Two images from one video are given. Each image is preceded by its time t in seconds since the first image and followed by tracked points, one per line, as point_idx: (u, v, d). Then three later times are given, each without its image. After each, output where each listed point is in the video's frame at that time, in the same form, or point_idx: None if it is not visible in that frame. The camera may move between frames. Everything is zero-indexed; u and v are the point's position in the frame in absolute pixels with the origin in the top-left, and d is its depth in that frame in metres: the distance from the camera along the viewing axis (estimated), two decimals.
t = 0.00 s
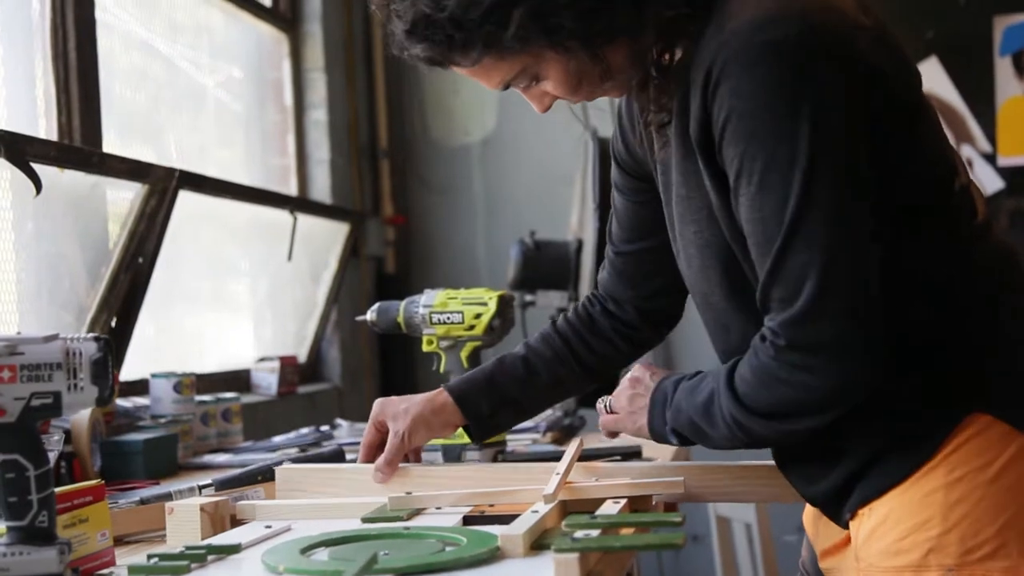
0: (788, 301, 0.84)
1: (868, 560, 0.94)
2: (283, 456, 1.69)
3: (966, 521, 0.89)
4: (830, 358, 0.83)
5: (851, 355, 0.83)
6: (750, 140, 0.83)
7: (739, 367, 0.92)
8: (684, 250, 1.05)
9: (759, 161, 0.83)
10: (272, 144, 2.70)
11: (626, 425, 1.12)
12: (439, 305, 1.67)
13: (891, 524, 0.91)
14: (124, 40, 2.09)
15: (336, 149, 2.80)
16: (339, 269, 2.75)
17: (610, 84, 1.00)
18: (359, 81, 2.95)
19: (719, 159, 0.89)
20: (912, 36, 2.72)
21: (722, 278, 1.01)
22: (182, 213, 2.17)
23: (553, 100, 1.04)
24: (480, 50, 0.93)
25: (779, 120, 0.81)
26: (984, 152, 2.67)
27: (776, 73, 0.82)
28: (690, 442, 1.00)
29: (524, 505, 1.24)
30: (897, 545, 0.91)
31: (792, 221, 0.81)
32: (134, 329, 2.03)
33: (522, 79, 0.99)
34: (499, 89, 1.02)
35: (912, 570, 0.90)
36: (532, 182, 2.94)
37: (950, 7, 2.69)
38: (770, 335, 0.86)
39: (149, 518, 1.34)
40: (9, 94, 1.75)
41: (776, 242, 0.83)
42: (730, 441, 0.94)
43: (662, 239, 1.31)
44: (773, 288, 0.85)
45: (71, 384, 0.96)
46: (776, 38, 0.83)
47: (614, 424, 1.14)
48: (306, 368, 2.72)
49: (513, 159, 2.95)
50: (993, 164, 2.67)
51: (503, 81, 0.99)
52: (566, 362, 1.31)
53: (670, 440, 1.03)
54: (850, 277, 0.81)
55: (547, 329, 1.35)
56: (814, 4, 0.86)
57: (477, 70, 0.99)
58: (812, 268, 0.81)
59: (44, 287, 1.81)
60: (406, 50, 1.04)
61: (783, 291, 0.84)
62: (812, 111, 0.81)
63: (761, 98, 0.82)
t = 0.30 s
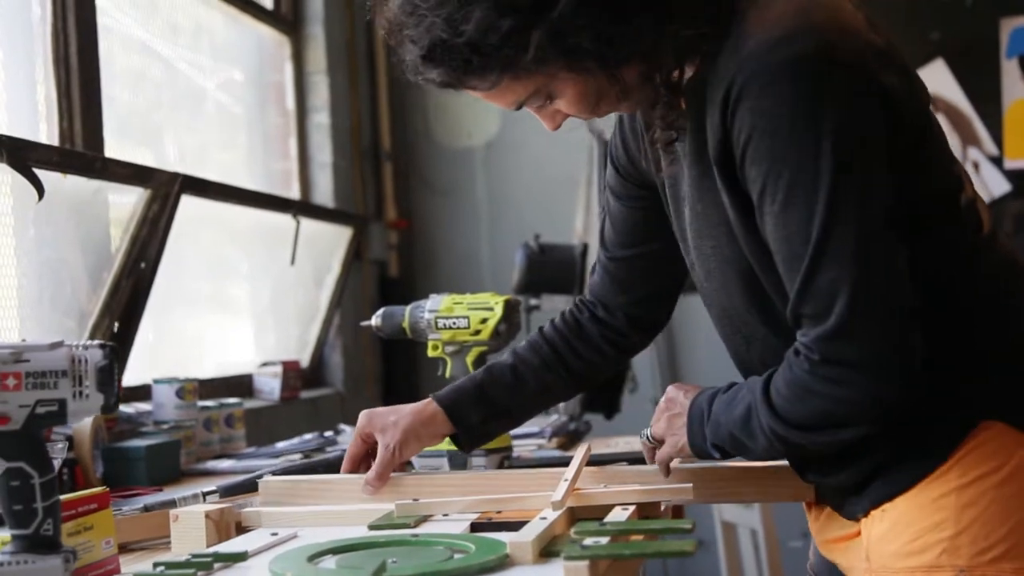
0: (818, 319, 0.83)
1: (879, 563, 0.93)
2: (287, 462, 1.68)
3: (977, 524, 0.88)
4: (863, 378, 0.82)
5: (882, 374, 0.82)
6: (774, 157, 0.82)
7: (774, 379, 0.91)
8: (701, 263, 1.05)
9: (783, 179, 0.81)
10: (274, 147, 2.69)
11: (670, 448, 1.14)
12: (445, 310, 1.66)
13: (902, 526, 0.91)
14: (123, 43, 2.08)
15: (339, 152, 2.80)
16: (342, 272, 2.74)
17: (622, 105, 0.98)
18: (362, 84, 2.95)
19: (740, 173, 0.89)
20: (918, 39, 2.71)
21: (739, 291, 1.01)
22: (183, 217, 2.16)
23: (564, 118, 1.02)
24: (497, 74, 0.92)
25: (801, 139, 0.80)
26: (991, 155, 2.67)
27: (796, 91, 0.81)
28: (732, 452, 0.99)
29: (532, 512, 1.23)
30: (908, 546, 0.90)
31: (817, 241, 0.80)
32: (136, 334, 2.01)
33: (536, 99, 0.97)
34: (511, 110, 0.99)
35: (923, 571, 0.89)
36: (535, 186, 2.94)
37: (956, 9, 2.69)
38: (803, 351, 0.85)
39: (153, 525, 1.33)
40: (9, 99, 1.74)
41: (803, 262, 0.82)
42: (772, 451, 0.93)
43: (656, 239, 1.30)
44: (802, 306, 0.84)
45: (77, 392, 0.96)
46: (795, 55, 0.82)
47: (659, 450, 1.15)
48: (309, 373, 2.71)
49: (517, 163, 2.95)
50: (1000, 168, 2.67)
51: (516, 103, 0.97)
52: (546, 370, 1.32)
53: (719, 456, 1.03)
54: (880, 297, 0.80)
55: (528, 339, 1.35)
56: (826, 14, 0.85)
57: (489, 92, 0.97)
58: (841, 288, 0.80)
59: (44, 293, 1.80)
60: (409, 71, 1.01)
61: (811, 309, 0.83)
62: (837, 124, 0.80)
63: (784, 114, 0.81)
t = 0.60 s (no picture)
0: (875, 311, 0.90)
1: (910, 556, 1.03)
2: (292, 467, 1.67)
3: (1005, 515, 0.97)
4: (915, 364, 0.89)
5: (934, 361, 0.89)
6: (829, 165, 0.89)
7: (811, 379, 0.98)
8: (725, 277, 1.11)
9: (839, 180, 0.89)
10: (279, 150, 2.69)
11: (674, 463, 1.15)
12: (452, 314, 1.65)
13: (936, 520, 1.00)
14: (128, 46, 2.07)
15: (344, 155, 2.79)
16: (347, 276, 2.74)
17: (650, 122, 1.02)
18: (366, 88, 2.95)
19: (788, 183, 0.96)
20: (925, 41, 2.71)
21: (762, 303, 1.08)
22: (187, 220, 2.16)
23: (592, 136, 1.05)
24: (540, 93, 0.95)
25: (852, 141, 0.88)
26: (998, 158, 2.67)
27: (846, 97, 0.89)
28: (751, 466, 1.04)
29: (541, 516, 1.22)
30: (942, 539, 0.99)
31: (874, 236, 0.87)
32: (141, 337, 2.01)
33: (569, 120, 1.00)
34: (544, 129, 1.02)
35: (959, 561, 0.98)
36: (539, 189, 2.92)
37: (962, 12, 2.68)
38: (855, 346, 0.92)
39: (158, 530, 1.32)
40: (15, 103, 1.74)
41: (861, 260, 0.89)
42: (802, 453, 0.98)
43: (659, 268, 1.32)
44: (857, 303, 0.90)
45: (86, 396, 0.94)
46: (840, 66, 0.91)
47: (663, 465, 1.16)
48: (313, 377, 2.70)
49: (522, 166, 2.94)
50: (1007, 170, 2.66)
51: (549, 123, 1.00)
52: (547, 387, 1.32)
53: (727, 471, 1.07)
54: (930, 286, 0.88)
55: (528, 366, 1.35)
56: (864, 39, 0.94)
57: (524, 112, 1.00)
58: (898, 279, 0.88)
59: (49, 297, 1.79)
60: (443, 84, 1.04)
61: (870, 303, 0.89)
62: (886, 135, 0.88)
63: (838, 125, 0.89)
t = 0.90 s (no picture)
0: (936, 283, 0.92)
1: (940, 538, 1.05)
2: (296, 470, 1.67)
3: None
4: (970, 336, 0.92)
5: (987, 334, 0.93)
6: (897, 141, 0.93)
7: (854, 356, 0.99)
8: (764, 262, 1.13)
9: (908, 155, 0.93)
10: (283, 153, 2.69)
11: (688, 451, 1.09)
12: (457, 317, 1.65)
13: (968, 503, 1.03)
14: (132, 49, 2.08)
15: (348, 158, 2.79)
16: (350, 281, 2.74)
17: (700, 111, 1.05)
18: (370, 91, 2.95)
19: (852, 162, 1.00)
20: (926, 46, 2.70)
21: (801, 287, 1.09)
22: (191, 223, 2.16)
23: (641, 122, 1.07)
24: (598, 69, 0.98)
25: (923, 118, 0.92)
26: (998, 163, 2.67)
27: (916, 77, 0.94)
28: (775, 453, 1.02)
29: (545, 519, 1.22)
30: (974, 522, 1.03)
31: (944, 207, 0.91)
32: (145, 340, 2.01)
33: (618, 102, 1.02)
34: (594, 111, 1.05)
35: (991, 544, 1.02)
36: (543, 193, 2.93)
37: (962, 17, 2.68)
38: (908, 317, 0.94)
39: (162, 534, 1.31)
40: (19, 106, 1.74)
41: (923, 235, 0.92)
42: (840, 427, 0.98)
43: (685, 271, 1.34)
44: (917, 274, 0.93)
45: (91, 398, 0.94)
46: (912, 49, 0.96)
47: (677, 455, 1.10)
48: (317, 381, 2.70)
49: (526, 170, 2.94)
50: (1007, 175, 2.66)
51: (600, 103, 1.03)
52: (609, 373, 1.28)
53: (747, 457, 1.03)
54: (986, 262, 0.92)
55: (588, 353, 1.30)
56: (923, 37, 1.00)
57: (576, 89, 1.02)
58: (961, 252, 0.91)
59: (54, 300, 1.79)
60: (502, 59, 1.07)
61: (931, 274, 0.92)
62: (948, 119, 0.93)
63: (908, 103, 0.93)
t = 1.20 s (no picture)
0: (951, 265, 0.95)
1: (959, 549, 1.08)
2: (296, 473, 1.68)
3: None
4: (979, 321, 0.95)
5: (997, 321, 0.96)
6: (936, 117, 0.96)
7: (857, 338, 1.00)
8: (795, 225, 1.16)
9: (945, 133, 0.96)
10: (283, 156, 2.69)
11: (688, 439, 1.05)
12: (456, 321, 1.66)
13: (988, 512, 1.07)
14: (133, 52, 2.08)
15: (348, 161, 2.80)
16: (350, 284, 2.74)
17: (750, 72, 1.09)
18: (370, 95, 2.96)
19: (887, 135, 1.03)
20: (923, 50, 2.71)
21: (828, 253, 1.12)
22: (191, 225, 2.17)
23: (696, 75, 1.11)
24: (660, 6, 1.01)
25: (965, 101, 0.95)
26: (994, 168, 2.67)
27: (960, 56, 0.97)
28: (775, 436, 1.02)
29: (544, 522, 1.22)
30: (995, 531, 1.06)
31: (974, 182, 0.94)
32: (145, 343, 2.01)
33: (679, 48, 1.06)
34: (652, 58, 1.08)
35: (1011, 553, 1.06)
36: (544, 195, 2.94)
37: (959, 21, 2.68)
38: (922, 298, 0.96)
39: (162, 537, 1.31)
40: (21, 108, 1.74)
41: (948, 211, 0.95)
42: (841, 411, 0.99)
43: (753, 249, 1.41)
44: (936, 251, 0.96)
45: (92, 401, 0.95)
46: (962, 30, 0.99)
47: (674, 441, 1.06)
48: (316, 384, 2.70)
49: (526, 172, 2.95)
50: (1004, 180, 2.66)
51: (659, 48, 1.06)
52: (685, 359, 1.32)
53: (748, 441, 1.02)
54: (1005, 247, 0.95)
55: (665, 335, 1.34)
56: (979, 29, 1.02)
57: (637, 34, 1.06)
58: (982, 233, 0.94)
59: (55, 303, 1.80)
60: None
61: (951, 252, 0.95)
62: (990, 107, 0.96)
63: (952, 83, 0.96)
